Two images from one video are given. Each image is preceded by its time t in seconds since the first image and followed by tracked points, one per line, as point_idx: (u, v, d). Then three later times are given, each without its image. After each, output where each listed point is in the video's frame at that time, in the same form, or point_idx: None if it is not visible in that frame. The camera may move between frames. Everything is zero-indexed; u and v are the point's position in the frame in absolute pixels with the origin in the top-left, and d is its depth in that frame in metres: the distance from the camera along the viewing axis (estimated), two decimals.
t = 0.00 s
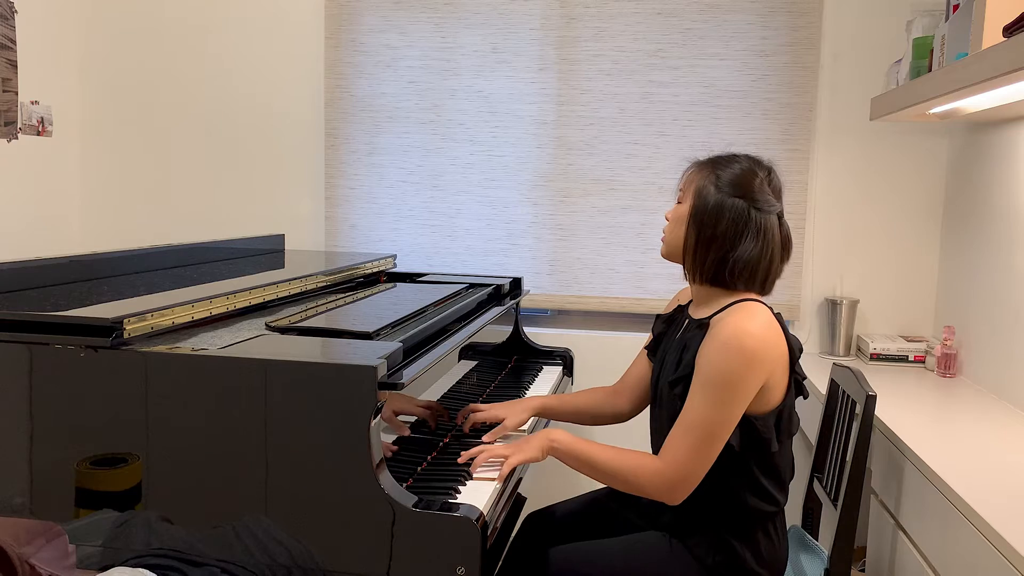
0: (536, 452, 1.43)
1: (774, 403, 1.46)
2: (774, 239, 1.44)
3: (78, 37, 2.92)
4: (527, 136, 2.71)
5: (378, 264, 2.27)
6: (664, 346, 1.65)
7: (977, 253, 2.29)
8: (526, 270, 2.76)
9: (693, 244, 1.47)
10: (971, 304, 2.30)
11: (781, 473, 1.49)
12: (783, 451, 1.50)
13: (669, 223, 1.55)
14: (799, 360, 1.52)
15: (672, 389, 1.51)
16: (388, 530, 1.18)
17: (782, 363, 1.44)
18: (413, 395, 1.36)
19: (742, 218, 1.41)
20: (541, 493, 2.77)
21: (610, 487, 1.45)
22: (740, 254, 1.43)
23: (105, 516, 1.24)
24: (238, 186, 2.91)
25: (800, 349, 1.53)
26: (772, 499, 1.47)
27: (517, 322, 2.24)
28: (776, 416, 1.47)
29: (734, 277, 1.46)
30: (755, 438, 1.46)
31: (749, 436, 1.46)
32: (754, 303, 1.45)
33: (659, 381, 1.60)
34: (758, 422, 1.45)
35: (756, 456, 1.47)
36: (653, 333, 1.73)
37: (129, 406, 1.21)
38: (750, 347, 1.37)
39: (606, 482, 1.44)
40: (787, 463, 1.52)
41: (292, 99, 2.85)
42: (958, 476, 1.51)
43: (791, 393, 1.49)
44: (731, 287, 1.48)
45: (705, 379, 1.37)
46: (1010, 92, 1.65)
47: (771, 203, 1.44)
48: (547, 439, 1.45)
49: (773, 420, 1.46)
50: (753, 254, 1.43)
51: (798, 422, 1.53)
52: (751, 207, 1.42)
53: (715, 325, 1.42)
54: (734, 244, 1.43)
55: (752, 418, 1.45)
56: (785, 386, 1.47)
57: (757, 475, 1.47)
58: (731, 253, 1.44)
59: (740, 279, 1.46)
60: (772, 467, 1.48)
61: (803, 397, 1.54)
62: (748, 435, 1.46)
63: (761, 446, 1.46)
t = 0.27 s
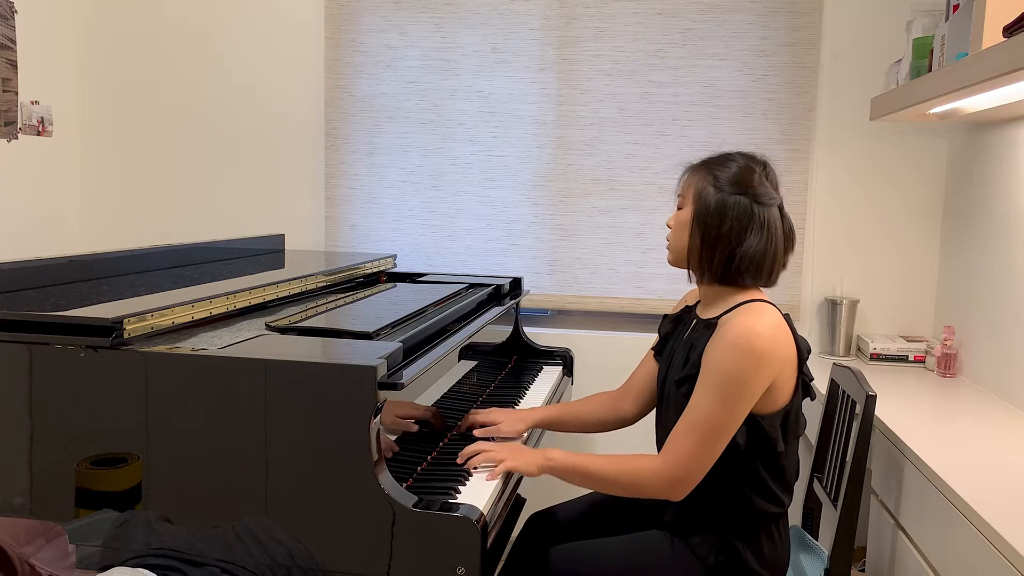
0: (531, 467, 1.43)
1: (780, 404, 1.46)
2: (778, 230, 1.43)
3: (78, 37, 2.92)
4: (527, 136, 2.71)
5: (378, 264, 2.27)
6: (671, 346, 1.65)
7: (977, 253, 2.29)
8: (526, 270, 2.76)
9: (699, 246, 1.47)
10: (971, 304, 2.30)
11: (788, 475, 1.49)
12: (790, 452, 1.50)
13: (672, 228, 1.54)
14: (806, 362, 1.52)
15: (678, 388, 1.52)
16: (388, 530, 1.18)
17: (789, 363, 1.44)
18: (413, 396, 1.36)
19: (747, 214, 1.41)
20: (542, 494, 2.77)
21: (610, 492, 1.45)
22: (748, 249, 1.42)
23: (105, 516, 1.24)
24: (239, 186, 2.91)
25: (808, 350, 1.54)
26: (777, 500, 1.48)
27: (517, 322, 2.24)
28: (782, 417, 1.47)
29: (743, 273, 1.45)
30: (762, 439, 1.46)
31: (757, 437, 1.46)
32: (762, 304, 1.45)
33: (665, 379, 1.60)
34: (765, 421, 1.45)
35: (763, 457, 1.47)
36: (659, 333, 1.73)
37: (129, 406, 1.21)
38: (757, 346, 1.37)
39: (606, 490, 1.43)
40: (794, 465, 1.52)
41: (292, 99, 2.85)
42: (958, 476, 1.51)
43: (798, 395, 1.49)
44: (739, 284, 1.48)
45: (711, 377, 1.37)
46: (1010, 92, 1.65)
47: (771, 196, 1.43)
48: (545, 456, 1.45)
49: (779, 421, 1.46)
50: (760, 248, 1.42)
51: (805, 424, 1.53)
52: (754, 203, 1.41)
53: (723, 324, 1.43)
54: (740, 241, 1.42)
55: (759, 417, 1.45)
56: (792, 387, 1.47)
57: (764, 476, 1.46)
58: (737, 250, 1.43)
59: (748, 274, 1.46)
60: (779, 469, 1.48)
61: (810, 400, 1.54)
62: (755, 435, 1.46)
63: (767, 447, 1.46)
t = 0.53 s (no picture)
0: (538, 459, 1.43)
1: (791, 404, 1.46)
2: (779, 222, 1.46)
3: (78, 37, 2.92)
4: (527, 136, 2.71)
5: (378, 264, 2.27)
6: (679, 347, 1.65)
7: (977, 253, 2.29)
8: (526, 270, 2.76)
9: (706, 251, 1.46)
10: (971, 304, 2.30)
11: (796, 476, 1.49)
12: (799, 452, 1.50)
13: (672, 241, 1.52)
14: (816, 362, 1.52)
15: (689, 388, 1.52)
16: (389, 530, 1.18)
17: (801, 362, 1.44)
18: (414, 396, 1.36)
19: (753, 210, 1.42)
20: (542, 494, 2.77)
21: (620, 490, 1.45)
22: (761, 244, 1.43)
23: (106, 516, 1.24)
24: (239, 186, 2.91)
25: (817, 350, 1.55)
26: (785, 501, 1.48)
27: (517, 322, 2.24)
28: (793, 416, 1.47)
29: (755, 269, 1.47)
30: (774, 439, 1.46)
31: (769, 436, 1.46)
32: (772, 301, 1.45)
33: (675, 379, 1.61)
34: (776, 421, 1.45)
35: (774, 457, 1.47)
36: (666, 336, 1.73)
37: (129, 406, 1.21)
38: (769, 345, 1.37)
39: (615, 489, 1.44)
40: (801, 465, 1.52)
41: (292, 99, 2.85)
42: (958, 477, 1.51)
43: (808, 395, 1.49)
44: (753, 278, 1.49)
45: (722, 374, 1.38)
46: (1011, 92, 1.65)
47: (765, 191, 1.45)
48: (552, 449, 1.45)
49: (790, 421, 1.46)
50: (771, 239, 1.44)
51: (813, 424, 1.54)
52: (754, 198, 1.43)
53: (734, 323, 1.42)
54: (750, 241, 1.43)
55: (771, 416, 1.45)
56: (803, 386, 1.47)
57: (774, 477, 1.47)
58: (748, 249, 1.44)
59: (763, 266, 1.47)
60: (788, 470, 1.48)
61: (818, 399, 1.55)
62: (766, 434, 1.46)
63: (778, 447, 1.46)
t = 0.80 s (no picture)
0: (538, 469, 1.42)
1: (794, 404, 1.46)
2: (776, 218, 1.46)
3: (78, 37, 2.92)
4: (527, 136, 2.71)
5: (378, 264, 2.27)
6: (683, 348, 1.66)
7: (977, 253, 2.29)
8: (526, 270, 2.76)
9: (707, 254, 1.46)
10: (971, 304, 2.30)
11: (800, 476, 1.49)
12: (803, 452, 1.49)
13: (673, 250, 1.51)
14: (819, 363, 1.53)
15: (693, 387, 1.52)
16: (389, 530, 1.18)
17: (804, 362, 1.44)
18: (413, 395, 1.36)
19: (748, 210, 1.42)
20: (542, 494, 2.77)
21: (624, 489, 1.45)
22: (760, 242, 1.43)
23: (105, 516, 1.24)
24: (238, 187, 2.91)
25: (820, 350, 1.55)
26: (788, 502, 1.48)
27: (517, 322, 2.24)
28: (796, 416, 1.47)
29: (757, 268, 1.46)
30: (777, 439, 1.45)
31: (772, 436, 1.46)
32: (774, 301, 1.45)
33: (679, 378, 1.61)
34: (779, 421, 1.45)
35: (777, 458, 1.46)
36: (670, 337, 1.74)
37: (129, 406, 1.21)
38: (771, 344, 1.37)
39: (617, 488, 1.44)
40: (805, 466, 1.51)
41: (292, 99, 2.84)
42: (958, 477, 1.51)
43: (811, 395, 1.49)
44: (756, 276, 1.48)
45: (725, 373, 1.38)
46: (1011, 92, 1.65)
47: (759, 189, 1.46)
48: (554, 458, 1.44)
49: (793, 420, 1.46)
50: (770, 236, 1.44)
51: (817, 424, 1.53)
52: (748, 198, 1.43)
53: (737, 322, 1.43)
54: (749, 239, 1.43)
55: (774, 416, 1.45)
56: (806, 387, 1.47)
57: (777, 477, 1.46)
58: (748, 248, 1.44)
59: (765, 263, 1.46)
60: (791, 470, 1.47)
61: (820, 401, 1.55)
62: (769, 434, 1.46)
63: (781, 447, 1.46)
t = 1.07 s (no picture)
0: (543, 461, 1.43)
1: (797, 403, 1.46)
2: (769, 218, 1.46)
3: (78, 37, 2.92)
4: (527, 136, 2.71)
5: (378, 264, 2.27)
6: (684, 349, 1.66)
7: (977, 253, 2.29)
8: (526, 270, 2.76)
9: (704, 259, 1.45)
10: (971, 304, 2.30)
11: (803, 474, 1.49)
12: (806, 449, 1.50)
13: (670, 257, 1.50)
14: (822, 361, 1.53)
15: (696, 388, 1.52)
16: (389, 530, 1.18)
17: (807, 362, 1.44)
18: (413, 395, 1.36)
19: (742, 212, 1.42)
20: (542, 494, 2.77)
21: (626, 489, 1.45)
22: (754, 243, 1.43)
23: (105, 516, 1.24)
24: (238, 187, 2.91)
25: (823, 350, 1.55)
26: (792, 500, 1.48)
27: (517, 322, 2.24)
28: (800, 414, 1.47)
29: (754, 268, 1.46)
30: (781, 437, 1.45)
31: (776, 435, 1.46)
32: (776, 302, 1.45)
33: (682, 380, 1.61)
34: (783, 420, 1.44)
35: (781, 455, 1.46)
36: (670, 338, 1.74)
37: (129, 406, 1.21)
38: (772, 344, 1.37)
39: (619, 487, 1.44)
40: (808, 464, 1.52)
41: (292, 99, 2.84)
42: (958, 477, 1.51)
43: (815, 394, 1.49)
44: (753, 276, 1.48)
45: (727, 373, 1.38)
46: (1010, 92, 1.65)
47: (749, 190, 1.46)
48: (558, 450, 1.44)
49: (798, 419, 1.46)
50: (764, 235, 1.44)
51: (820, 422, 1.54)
52: (741, 200, 1.43)
53: (738, 323, 1.43)
54: (744, 241, 1.43)
55: (778, 415, 1.45)
56: (810, 385, 1.47)
57: (781, 475, 1.46)
58: (743, 249, 1.44)
59: (761, 262, 1.46)
60: (795, 468, 1.48)
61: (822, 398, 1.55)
62: (773, 432, 1.46)
63: (786, 445, 1.46)
